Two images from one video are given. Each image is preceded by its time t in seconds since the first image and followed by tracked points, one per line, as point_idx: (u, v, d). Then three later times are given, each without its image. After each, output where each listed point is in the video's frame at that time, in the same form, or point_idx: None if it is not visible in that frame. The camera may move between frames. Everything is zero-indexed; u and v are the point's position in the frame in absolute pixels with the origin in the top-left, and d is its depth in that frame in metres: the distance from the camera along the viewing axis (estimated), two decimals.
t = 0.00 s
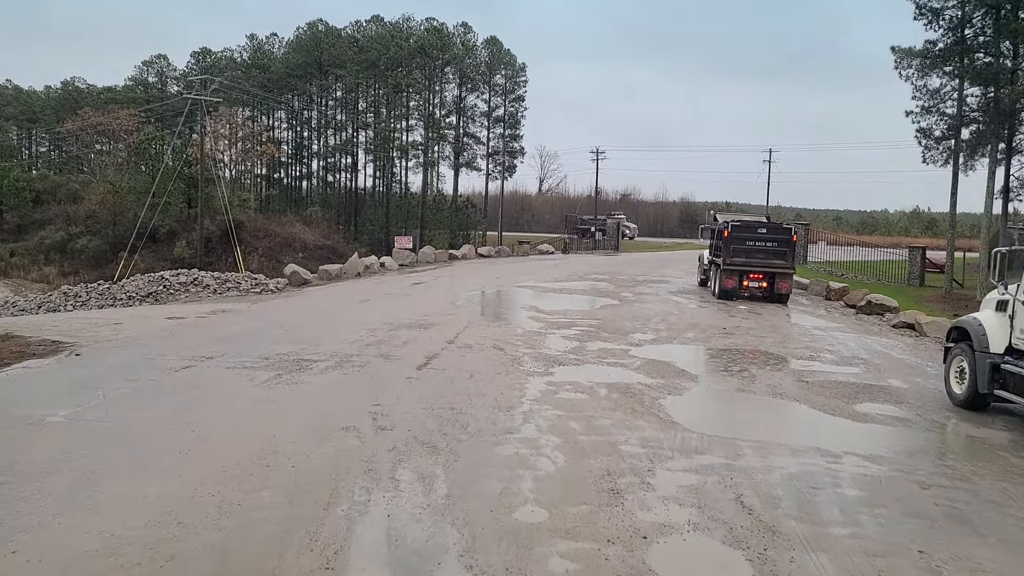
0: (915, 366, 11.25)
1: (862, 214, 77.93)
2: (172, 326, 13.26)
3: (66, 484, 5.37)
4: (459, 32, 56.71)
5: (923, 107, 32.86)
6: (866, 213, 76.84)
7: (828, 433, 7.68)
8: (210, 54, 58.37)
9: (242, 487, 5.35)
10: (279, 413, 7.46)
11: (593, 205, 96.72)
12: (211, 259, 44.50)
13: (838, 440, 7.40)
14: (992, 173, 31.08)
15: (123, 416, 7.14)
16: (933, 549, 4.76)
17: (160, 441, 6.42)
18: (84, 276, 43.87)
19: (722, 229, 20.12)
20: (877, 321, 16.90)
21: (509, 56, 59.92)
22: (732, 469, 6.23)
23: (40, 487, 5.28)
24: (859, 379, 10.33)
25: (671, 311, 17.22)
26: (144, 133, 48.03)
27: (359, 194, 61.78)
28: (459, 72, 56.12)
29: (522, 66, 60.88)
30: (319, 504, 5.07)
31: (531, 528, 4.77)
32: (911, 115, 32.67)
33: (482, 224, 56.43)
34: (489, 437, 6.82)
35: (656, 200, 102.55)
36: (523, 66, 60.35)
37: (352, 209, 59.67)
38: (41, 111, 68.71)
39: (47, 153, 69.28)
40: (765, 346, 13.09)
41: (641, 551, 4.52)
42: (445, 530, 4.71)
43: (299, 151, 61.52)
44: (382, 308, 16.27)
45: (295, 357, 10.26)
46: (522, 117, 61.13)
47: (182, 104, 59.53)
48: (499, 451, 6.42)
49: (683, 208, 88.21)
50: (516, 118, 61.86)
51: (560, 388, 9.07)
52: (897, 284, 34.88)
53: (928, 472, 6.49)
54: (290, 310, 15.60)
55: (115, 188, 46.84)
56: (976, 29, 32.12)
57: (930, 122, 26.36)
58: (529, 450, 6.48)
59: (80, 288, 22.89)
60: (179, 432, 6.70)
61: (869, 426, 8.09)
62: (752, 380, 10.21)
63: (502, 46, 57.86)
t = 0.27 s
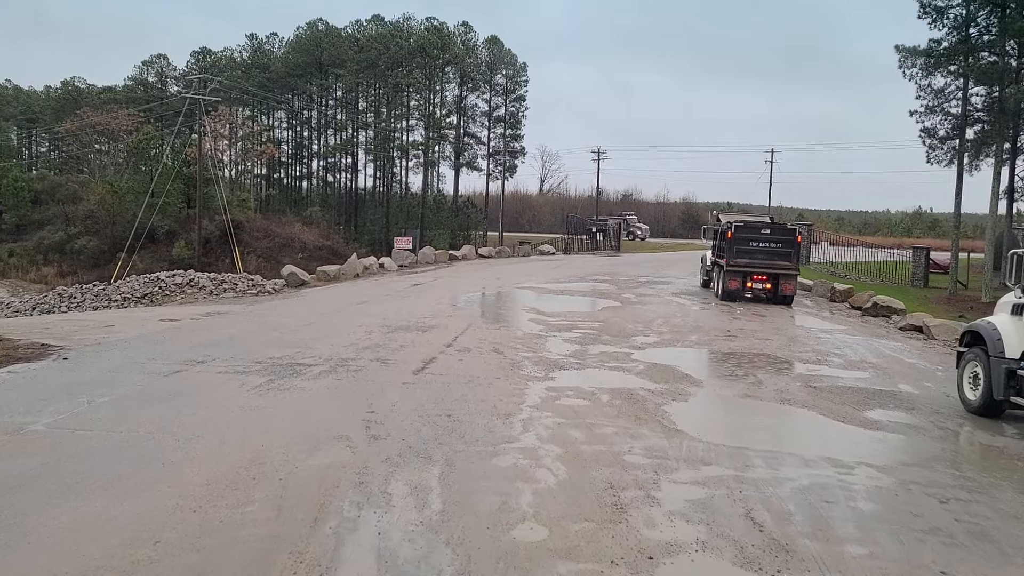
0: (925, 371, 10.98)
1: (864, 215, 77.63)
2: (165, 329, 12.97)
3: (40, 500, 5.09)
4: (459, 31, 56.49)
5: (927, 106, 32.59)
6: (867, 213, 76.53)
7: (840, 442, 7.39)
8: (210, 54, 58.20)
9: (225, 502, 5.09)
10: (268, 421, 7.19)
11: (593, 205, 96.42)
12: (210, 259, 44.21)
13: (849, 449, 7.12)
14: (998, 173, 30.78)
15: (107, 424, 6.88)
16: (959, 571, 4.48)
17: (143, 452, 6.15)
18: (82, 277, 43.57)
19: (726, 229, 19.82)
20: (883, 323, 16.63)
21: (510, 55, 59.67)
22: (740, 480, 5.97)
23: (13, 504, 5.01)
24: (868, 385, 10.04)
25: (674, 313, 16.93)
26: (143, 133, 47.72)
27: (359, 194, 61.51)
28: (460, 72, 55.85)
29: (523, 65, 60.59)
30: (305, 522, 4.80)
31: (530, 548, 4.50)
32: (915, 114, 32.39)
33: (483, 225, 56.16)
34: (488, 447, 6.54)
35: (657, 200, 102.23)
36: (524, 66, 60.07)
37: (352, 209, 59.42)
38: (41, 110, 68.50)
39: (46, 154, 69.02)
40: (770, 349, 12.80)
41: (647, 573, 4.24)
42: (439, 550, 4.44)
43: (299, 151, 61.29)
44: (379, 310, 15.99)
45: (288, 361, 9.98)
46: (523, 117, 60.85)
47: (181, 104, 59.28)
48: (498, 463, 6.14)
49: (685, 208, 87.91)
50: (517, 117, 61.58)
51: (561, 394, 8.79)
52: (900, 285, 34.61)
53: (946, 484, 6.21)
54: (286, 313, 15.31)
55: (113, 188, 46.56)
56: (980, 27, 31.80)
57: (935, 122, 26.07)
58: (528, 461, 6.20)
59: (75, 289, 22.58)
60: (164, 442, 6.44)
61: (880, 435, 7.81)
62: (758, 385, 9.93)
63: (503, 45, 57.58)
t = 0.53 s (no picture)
0: (933, 375, 10.69)
1: (866, 216, 77.35)
2: (155, 331, 12.67)
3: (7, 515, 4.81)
4: (460, 31, 56.26)
5: (930, 106, 32.33)
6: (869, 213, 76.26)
7: (850, 451, 7.10)
8: (210, 54, 57.99)
9: (203, 518, 4.81)
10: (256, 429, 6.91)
11: (594, 206, 96.18)
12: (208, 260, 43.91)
13: (859, 459, 6.83)
14: (1002, 172, 30.50)
15: (86, 433, 6.61)
16: None
17: (121, 462, 5.87)
18: (79, 278, 43.28)
19: (728, 230, 19.52)
20: (888, 325, 16.35)
21: (510, 55, 59.42)
22: (746, 493, 5.68)
23: None
24: (875, 390, 9.76)
25: (675, 315, 16.64)
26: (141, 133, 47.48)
27: (359, 194, 61.27)
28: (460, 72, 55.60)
29: (523, 65, 60.32)
30: (286, 540, 4.53)
31: (525, 569, 4.23)
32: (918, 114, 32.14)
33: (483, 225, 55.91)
34: (482, 458, 6.27)
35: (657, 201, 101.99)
36: (525, 66, 59.80)
37: (352, 209, 59.17)
38: (41, 110, 68.32)
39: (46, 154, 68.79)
40: (773, 352, 12.52)
41: None
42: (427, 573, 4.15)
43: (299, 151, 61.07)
44: (376, 312, 15.70)
45: (279, 365, 9.71)
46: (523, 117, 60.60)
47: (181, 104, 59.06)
48: (492, 474, 5.86)
49: (686, 208, 87.64)
50: (518, 117, 61.31)
51: (560, 400, 8.50)
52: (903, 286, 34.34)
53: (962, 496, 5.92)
54: (280, 315, 15.02)
55: (111, 188, 46.32)
56: (984, 26, 31.52)
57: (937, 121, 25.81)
58: (525, 472, 5.92)
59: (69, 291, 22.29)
60: (144, 452, 6.16)
61: (891, 442, 7.52)
62: (763, 390, 9.66)
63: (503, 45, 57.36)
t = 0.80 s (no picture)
0: (945, 381, 10.39)
1: (868, 216, 77.02)
2: (146, 334, 12.37)
3: None
4: (460, 30, 55.99)
5: (935, 105, 32.05)
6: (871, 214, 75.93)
7: (864, 462, 6.79)
8: (209, 54, 57.76)
9: (177, 537, 4.52)
10: (243, 437, 6.62)
11: (595, 206, 95.91)
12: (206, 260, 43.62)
13: (874, 471, 6.52)
14: (1007, 173, 30.20)
15: (63, 443, 6.30)
16: None
17: (96, 475, 5.58)
18: (76, 278, 42.99)
19: (731, 231, 19.23)
20: (895, 328, 16.06)
21: (511, 54, 59.13)
22: (758, 509, 5.36)
23: None
24: (886, 396, 9.46)
25: (678, 317, 16.35)
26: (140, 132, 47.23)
27: (359, 194, 61.02)
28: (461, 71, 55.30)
29: (524, 65, 60.00)
30: (266, 563, 4.22)
31: None
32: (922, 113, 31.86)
33: (484, 225, 55.62)
34: (478, 469, 5.96)
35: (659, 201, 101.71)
36: (525, 65, 59.48)
37: (352, 210, 58.90)
38: (40, 110, 68.04)
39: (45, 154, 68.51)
40: (779, 356, 12.21)
41: None
42: None
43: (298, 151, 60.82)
44: (373, 314, 15.40)
45: (271, 370, 9.41)
46: (524, 117, 60.30)
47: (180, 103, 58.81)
48: (489, 488, 5.55)
49: (687, 209, 87.33)
50: (519, 117, 61.00)
51: (560, 407, 8.19)
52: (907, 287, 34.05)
53: (985, 512, 5.61)
54: (275, 317, 14.73)
55: (110, 188, 46.07)
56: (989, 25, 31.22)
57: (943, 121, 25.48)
58: (523, 486, 5.61)
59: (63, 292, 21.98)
60: (123, 462, 5.87)
61: (906, 452, 7.22)
62: (770, 396, 9.35)
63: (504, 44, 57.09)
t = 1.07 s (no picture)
0: (959, 387, 10.07)
1: (871, 217, 76.63)
2: (137, 335, 12.08)
3: None
4: (462, 29, 55.69)
5: (940, 105, 31.74)
6: (874, 215, 75.53)
7: (881, 475, 6.46)
8: (210, 52, 57.50)
9: (152, 559, 4.21)
10: (230, 447, 6.29)
11: (597, 206, 95.61)
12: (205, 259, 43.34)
13: (890, 485, 6.22)
14: (1014, 173, 29.85)
15: (39, 454, 5.98)
16: None
17: (70, 489, 5.26)
18: (74, 278, 42.74)
19: (736, 231, 18.93)
20: (903, 330, 15.75)
21: (513, 53, 58.78)
22: (772, 526, 5.06)
23: None
24: (899, 403, 9.14)
25: (682, 319, 16.05)
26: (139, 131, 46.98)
27: (359, 194, 60.74)
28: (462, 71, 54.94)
29: (526, 64, 59.66)
30: None
31: None
32: (928, 113, 31.56)
33: (485, 225, 55.29)
34: (476, 483, 5.64)
35: (660, 201, 101.35)
36: (527, 64, 59.13)
37: (352, 209, 58.59)
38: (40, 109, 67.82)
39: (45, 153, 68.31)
40: (787, 360, 11.90)
41: None
42: None
43: (299, 150, 60.59)
44: (371, 316, 15.11)
45: (263, 374, 9.10)
46: (525, 116, 59.97)
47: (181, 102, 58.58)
48: (487, 503, 5.24)
49: (689, 209, 86.98)
50: (520, 116, 60.66)
51: (562, 413, 7.88)
52: (912, 288, 33.73)
53: (1012, 529, 5.29)
54: (271, 318, 14.44)
55: (109, 187, 45.83)
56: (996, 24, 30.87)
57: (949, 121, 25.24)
58: (523, 501, 5.30)
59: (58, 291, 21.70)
60: (99, 474, 5.55)
61: (923, 463, 6.90)
62: (779, 402, 9.04)
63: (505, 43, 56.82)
